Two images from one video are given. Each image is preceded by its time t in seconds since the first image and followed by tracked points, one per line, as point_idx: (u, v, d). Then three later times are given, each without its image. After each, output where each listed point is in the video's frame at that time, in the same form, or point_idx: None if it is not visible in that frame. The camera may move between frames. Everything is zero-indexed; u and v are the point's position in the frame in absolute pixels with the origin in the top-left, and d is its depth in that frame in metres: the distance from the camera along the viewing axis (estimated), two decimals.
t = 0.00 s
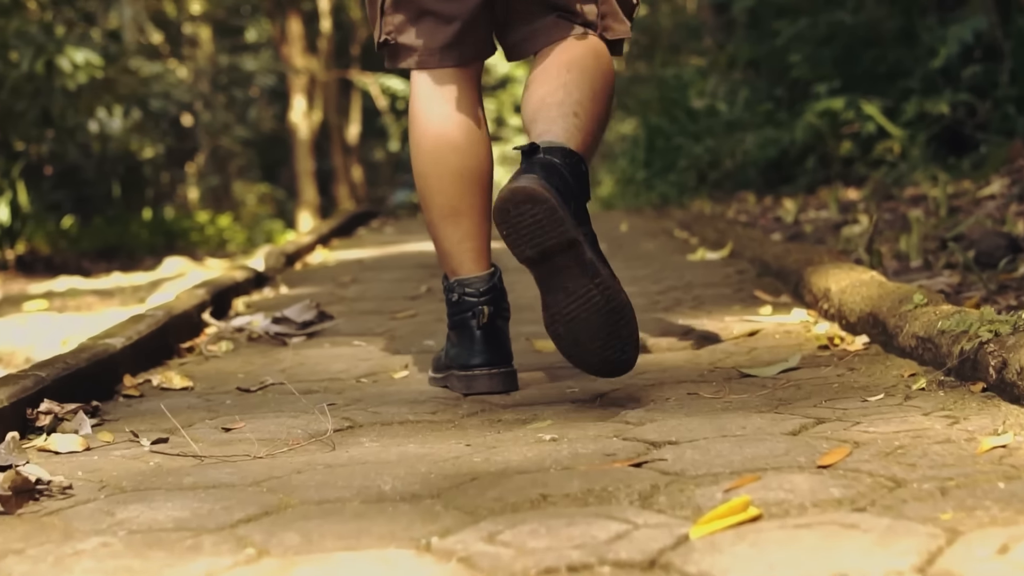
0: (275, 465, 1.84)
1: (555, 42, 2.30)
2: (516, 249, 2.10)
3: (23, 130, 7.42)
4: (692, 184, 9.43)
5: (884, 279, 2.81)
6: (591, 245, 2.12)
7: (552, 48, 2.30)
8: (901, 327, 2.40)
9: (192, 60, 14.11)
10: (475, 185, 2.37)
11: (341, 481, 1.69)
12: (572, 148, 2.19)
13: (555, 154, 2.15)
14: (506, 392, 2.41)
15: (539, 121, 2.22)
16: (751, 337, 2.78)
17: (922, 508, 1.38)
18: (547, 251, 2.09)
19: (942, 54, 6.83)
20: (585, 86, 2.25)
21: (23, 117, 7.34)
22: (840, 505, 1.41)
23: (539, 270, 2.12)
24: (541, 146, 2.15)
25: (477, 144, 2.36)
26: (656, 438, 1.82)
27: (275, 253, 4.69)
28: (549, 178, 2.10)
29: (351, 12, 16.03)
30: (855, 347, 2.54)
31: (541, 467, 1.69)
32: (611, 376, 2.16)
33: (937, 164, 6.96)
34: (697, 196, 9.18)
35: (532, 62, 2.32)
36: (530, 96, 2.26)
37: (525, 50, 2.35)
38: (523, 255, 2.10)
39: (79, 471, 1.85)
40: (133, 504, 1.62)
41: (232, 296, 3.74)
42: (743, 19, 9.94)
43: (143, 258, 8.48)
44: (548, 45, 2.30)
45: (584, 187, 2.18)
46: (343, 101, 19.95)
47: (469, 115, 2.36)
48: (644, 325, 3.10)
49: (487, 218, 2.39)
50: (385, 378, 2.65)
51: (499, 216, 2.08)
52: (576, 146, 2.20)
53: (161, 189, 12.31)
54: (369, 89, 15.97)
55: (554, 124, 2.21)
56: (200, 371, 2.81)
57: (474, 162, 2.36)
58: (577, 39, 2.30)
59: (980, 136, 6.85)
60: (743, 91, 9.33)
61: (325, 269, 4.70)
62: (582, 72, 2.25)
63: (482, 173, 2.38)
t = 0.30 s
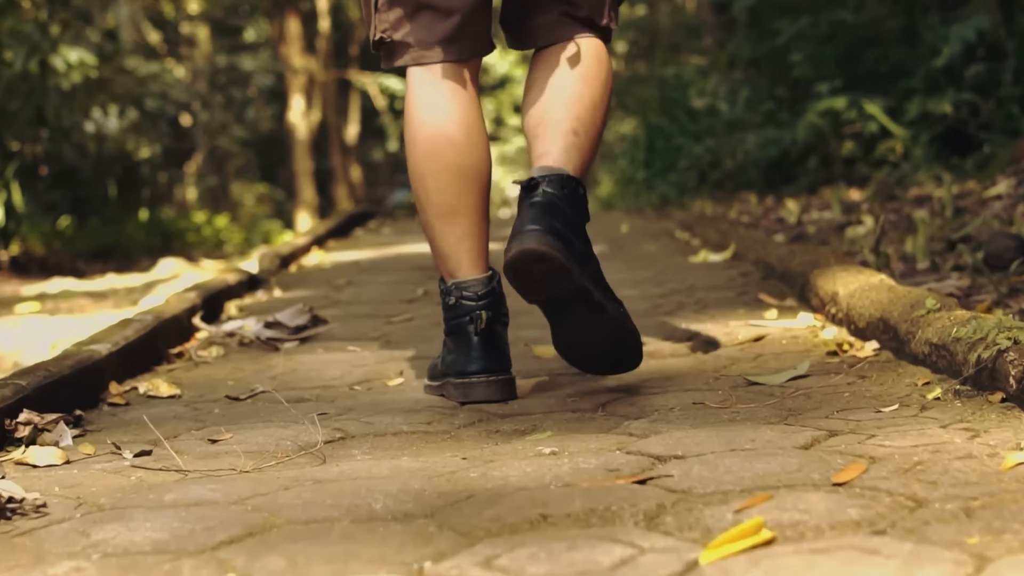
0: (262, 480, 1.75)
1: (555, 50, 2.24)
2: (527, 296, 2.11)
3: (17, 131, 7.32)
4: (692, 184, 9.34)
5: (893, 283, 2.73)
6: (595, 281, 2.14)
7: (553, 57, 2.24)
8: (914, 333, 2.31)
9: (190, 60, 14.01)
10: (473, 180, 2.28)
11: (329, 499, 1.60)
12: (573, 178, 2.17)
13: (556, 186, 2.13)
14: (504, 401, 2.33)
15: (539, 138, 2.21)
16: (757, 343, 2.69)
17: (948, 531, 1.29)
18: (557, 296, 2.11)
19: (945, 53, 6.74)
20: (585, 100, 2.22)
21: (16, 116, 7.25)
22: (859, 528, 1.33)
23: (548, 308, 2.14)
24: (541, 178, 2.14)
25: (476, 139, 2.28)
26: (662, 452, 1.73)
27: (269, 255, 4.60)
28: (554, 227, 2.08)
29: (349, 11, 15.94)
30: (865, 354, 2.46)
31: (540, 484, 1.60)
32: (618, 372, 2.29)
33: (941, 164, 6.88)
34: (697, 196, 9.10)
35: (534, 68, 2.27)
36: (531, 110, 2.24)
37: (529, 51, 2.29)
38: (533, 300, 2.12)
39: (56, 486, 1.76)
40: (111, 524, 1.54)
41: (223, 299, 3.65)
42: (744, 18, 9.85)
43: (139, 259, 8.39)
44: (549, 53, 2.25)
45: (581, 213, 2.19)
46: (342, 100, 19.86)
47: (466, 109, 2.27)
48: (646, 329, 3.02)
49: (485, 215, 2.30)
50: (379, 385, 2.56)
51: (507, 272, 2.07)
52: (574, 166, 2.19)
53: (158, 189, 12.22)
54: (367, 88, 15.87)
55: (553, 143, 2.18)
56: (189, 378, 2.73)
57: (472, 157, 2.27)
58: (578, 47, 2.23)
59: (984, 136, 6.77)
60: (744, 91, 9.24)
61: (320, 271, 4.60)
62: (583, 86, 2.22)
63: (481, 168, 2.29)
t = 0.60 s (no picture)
0: (245, 503, 1.65)
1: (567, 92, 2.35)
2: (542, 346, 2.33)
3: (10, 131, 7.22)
4: (693, 186, 9.25)
5: (906, 292, 2.63)
6: (601, 323, 2.33)
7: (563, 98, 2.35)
8: (930, 344, 2.22)
9: (187, 60, 13.91)
10: (471, 184, 2.19)
11: (314, 526, 1.50)
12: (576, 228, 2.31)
13: (559, 242, 2.28)
14: (502, 417, 2.21)
15: (543, 182, 2.34)
16: (765, 353, 2.60)
17: (977, 568, 1.20)
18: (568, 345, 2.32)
19: (948, 53, 6.64)
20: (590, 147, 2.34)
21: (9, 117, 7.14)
22: (882, 562, 1.23)
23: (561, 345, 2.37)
24: (544, 240, 2.27)
25: (474, 140, 2.19)
26: (669, 474, 1.64)
27: (262, 259, 4.50)
28: (561, 294, 2.24)
29: (347, 11, 15.83)
30: (878, 366, 2.36)
31: (539, 510, 1.51)
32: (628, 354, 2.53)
33: (945, 166, 6.78)
34: (698, 198, 9.00)
35: (538, 101, 2.38)
36: (535, 149, 2.36)
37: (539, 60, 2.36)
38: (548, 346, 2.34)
39: (26, 510, 1.67)
40: (80, 554, 1.44)
41: (213, 305, 3.54)
42: (745, 18, 9.76)
43: (134, 261, 8.29)
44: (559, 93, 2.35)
45: (584, 259, 2.33)
46: (341, 101, 19.76)
47: (464, 108, 2.18)
48: (649, 338, 2.92)
49: (484, 217, 2.21)
50: (372, 398, 2.46)
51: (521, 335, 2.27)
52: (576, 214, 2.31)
53: (154, 189, 12.12)
54: (365, 89, 15.76)
55: (557, 190, 2.31)
56: (174, 389, 2.63)
57: (471, 159, 2.18)
58: (589, 93, 2.35)
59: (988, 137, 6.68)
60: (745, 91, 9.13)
61: (314, 276, 4.50)
62: (587, 132, 2.34)
63: (479, 168, 2.20)
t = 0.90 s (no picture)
0: (224, 526, 1.57)
1: (561, 108, 2.45)
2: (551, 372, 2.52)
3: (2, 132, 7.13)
4: (692, 186, 9.17)
5: (915, 298, 2.54)
6: (604, 342, 2.49)
7: (556, 115, 2.46)
8: (941, 354, 2.13)
9: (184, 60, 13.82)
10: (467, 183, 2.11)
11: (296, 552, 1.42)
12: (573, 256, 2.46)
13: (556, 276, 2.43)
14: (497, 426, 2.13)
15: (535, 203, 2.48)
16: (769, 361, 2.51)
17: None
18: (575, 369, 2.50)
19: (950, 52, 6.56)
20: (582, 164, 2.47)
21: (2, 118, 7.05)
22: None
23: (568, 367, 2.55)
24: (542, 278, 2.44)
25: (470, 139, 2.12)
26: (672, 494, 1.55)
27: (254, 262, 4.42)
28: (563, 328, 2.42)
29: (345, 11, 15.74)
30: (887, 376, 2.28)
31: (532, 535, 1.43)
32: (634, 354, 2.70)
33: (947, 166, 6.70)
34: (697, 199, 8.93)
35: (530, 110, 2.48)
36: (530, 166, 2.49)
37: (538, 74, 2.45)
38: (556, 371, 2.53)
39: None
40: None
41: (203, 310, 3.46)
42: (745, 17, 9.67)
43: (129, 262, 8.21)
44: (552, 106, 2.46)
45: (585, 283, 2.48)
46: (339, 101, 19.67)
47: (460, 107, 2.11)
48: (650, 345, 2.84)
49: (479, 218, 2.13)
50: (362, 408, 2.38)
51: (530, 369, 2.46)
52: (572, 238, 2.47)
53: (150, 189, 12.02)
54: (363, 89, 15.67)
55: (548, 216, 2.46)
56: (159, 399, 2.54)
57: (465, 157, 2.10)
58: (583, 109, 2.46)
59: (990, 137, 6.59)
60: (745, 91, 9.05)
61: (307, 279, 4.41)
62: (579, 153, 2.47)
63: (475, 168, 2.12)
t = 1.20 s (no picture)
0: (199, 546, 1.48)
1: (556, 119, 2.44)
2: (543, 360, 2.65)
3: None
4: (691, 187, 9.08)
5: (922, 302, 2.46)
6: (591, 339, 2.59)
7: (552, 124, 2.44)
8: (951, 361, 2.05)
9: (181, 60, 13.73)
10: (460, 180, 2.04)
11: None
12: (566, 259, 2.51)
13: (543, 293, 2.50)
14: (489, 432, 2.03)
15: (528, 214, 2.48)
16: (772, 368, 2.43)
17: None
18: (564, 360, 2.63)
19: (952, 51, 6.48)
20: (576, 170, 2.49)
21: None
22: None
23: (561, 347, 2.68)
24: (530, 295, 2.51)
25: (463, 137, 2.05)
26: (673, 513, 1.47)
27: (245, 263, 4.33)
28: (549, 341, 2.52)
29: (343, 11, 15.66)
30: (894, 384, 2.19)
31: (523, 558, 1.34)
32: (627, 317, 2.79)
33: (949, 167, 6.62)
34: (696, 199, 8.85)
35: (525, 119, 2.45)
36: (523, 177, 2.49)
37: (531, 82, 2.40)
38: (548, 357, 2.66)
39: None
40: None
41: (190, 314, 3.37)
42: (744, 16, 9.60)
43: (124, 262, 8.13)
44: (547, 118, 2.44)
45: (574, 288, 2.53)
46: (336, 102, 19.58)
47: (454, 103, 2.04)
48: (648, 351, 2.76)
49: (471, 217, 2.05)
50: (350, 417, 2.29)
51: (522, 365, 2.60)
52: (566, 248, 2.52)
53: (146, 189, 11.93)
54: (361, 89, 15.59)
55: (545, 232, 2.47)
56: (141, 408, 2.46)
57: (458, 151, 2.03)
58: (578, 117, 2.46)
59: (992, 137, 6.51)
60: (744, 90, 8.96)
61: (299, 282, 4.33)
62: (575, 166, 2.49)
63: (468, 166, 2.05)
